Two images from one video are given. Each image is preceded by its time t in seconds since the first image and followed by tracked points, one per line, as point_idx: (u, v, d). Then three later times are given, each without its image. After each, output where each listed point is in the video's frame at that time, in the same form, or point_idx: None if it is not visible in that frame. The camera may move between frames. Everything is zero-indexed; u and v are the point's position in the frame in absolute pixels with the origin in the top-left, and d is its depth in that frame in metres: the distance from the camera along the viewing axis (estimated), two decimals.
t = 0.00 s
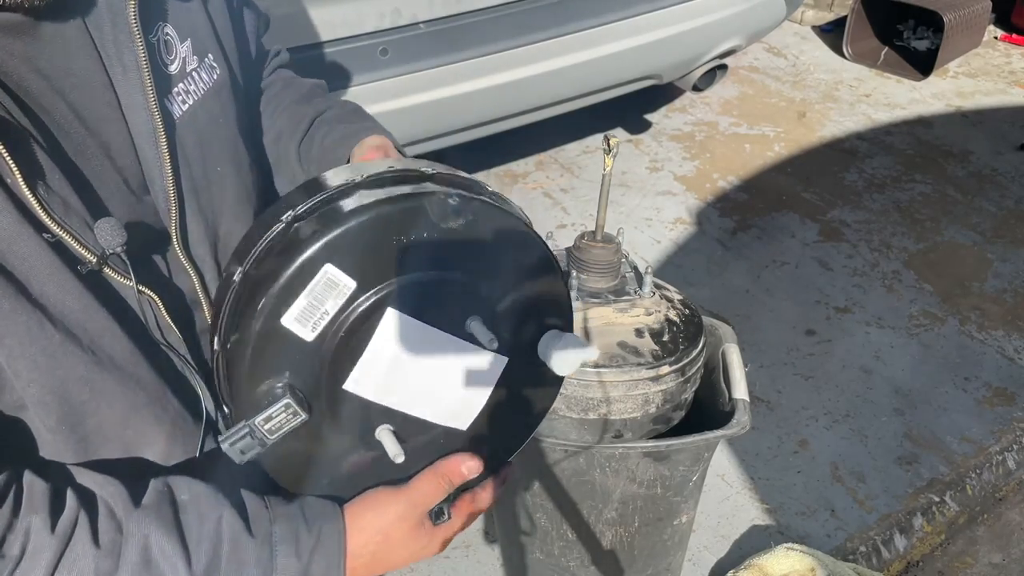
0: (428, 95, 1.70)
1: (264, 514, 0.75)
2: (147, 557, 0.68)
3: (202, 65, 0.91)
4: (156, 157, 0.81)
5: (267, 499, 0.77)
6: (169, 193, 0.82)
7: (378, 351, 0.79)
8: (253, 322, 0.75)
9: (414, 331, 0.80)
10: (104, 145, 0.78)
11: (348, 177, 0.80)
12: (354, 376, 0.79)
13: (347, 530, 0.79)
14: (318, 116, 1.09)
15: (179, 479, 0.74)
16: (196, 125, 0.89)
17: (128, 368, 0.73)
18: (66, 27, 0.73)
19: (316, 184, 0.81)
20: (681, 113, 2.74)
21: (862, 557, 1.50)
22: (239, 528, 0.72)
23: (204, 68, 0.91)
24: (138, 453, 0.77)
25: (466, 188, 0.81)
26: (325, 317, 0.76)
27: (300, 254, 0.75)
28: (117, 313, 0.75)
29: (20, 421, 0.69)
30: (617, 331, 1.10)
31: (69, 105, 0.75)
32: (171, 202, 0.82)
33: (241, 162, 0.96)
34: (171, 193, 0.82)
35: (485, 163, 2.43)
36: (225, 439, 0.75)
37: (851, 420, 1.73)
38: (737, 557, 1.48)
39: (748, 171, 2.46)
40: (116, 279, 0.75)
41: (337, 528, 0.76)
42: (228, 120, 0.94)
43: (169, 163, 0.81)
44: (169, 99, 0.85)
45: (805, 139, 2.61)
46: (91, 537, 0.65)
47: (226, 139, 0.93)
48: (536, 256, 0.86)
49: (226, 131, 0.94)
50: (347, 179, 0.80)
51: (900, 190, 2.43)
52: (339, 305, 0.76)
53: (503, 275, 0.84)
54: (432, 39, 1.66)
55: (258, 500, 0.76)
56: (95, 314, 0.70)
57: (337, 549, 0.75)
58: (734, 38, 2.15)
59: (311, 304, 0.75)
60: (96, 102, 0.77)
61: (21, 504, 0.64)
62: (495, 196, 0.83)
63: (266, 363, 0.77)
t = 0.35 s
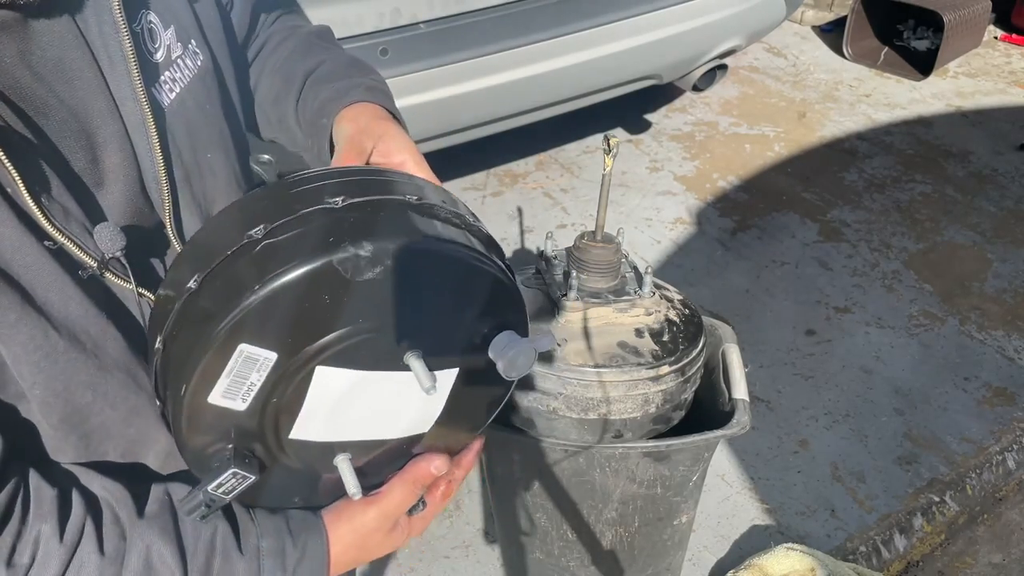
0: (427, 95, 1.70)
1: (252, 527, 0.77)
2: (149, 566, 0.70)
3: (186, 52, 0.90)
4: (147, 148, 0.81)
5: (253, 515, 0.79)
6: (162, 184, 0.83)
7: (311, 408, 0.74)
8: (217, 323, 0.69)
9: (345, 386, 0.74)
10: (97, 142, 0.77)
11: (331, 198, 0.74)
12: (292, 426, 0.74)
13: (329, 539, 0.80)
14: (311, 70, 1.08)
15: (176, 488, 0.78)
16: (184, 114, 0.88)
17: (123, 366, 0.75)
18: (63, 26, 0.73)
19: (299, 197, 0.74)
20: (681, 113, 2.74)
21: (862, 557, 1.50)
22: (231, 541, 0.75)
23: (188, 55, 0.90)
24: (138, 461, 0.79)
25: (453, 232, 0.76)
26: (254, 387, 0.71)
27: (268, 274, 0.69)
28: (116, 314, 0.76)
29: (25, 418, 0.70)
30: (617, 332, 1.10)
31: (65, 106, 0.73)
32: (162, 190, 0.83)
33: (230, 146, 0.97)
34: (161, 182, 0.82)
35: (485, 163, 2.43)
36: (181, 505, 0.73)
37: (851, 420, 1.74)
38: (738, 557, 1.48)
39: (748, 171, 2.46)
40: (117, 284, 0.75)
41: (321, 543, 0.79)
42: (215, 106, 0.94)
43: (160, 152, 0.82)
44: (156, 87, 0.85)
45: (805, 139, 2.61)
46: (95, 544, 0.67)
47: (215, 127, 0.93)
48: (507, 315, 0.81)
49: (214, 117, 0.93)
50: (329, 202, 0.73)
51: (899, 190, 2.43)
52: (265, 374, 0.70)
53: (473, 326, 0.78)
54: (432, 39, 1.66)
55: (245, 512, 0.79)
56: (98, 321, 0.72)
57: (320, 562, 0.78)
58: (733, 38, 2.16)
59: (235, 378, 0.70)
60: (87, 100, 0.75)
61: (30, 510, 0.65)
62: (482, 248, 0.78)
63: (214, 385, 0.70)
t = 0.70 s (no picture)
0: (427, 95, 1.70)
1: (252, 511, 0.75)
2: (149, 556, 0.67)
3: (188, 40, 0.90)
4: (158, 133, 0.83)
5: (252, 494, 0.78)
6: (173, 167, 0.84)
7: (335, 375, 0.74)
8: (231, 307, 0.70)
9: (366, 364, 0.75)
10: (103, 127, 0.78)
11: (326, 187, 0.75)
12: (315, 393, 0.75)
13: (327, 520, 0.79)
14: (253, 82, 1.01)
15: (172, 472, 0.75)
16: (190, 101, 0.88)
17: (124, 353, 0.74)
18: (53, 11, 0.72)
19: (311, 183, 0.76)
20: (681, 113, 2.74)
21: (862, 557, 1.50)
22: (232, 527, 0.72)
23: (190, 43, 0.90)
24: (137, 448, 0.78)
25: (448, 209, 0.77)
26: (284, 348, 0.71)
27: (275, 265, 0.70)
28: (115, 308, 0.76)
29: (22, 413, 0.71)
30: (618, 332, 1.10)
31: (69, 92, 0.75)
32: (175, 174, 0.84)
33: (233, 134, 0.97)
34: (173, 166, 0.84)
35: (485, 163, 2.43)
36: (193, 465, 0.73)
37: (851, 420, 1.74)
38: (738, 557, 1.48)
39: (748, 171, 2.46)
40: (121, 261, 0.77)
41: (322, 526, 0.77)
42: (217, 95, 0.94)
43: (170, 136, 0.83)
44: (164, 75, 0.86)
45: (806, 139, 2.61)
46: (95, 533, 0.65)
47: (219, 115, 0.93)
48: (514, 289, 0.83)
49: (217, 106, 0.93)
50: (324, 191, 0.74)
51: (899, 190, 2.43)
52: (295, 337, 0.71)
53: (479, 309, 0.80)
54: (432, 39, 1.66)
55: (244, 495, 0.77)
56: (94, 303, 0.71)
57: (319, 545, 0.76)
58: (734, 37, 2.16)
59: (266, 337, 0.70)
60: (93, 86, 0.77)
61: (26, 502, 0.63)
62: (488, 229, 0.80)
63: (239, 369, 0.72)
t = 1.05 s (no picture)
0: (427, 95, 1.70)
1: (284, 485, 0.74)
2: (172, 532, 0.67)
3: (171, 34, 0.89)
4: (138, 128, 0.79)
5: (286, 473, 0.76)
6: (156, 161, 0.81)
7: (391, 312, 0.77)
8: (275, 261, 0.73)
9: (424, 302, 0.78)
10: (73, 120, 0.77)
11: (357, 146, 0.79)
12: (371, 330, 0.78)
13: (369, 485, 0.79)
14: (282, 96, 1.01)
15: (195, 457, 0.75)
16: (173, 95, 0.87)
17: (123, 335, 0.74)
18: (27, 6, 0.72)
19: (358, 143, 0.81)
20: (681, 113, 2.74)
21: (861, 557, 1.50)
22: (262, 502, 0.71)
23: (173, 38, 0.89)
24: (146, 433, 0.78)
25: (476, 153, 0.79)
26: (345, 278, 0.75)
27: (307, 218, 0.73)
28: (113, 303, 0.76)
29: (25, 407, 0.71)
30: (617, 331, 1.09)
31: (36, 88, 0.74)
32: (157, 170, 0.81)
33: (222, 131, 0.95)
34: (156, 162, 0.81)
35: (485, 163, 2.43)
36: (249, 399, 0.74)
37: (851, 420, 1.74)
38: (738, 557, 1.48)
39: (748, 171, 2.46)
40: (102, 246, 0.76)
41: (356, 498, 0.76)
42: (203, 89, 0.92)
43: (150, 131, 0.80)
44: (142, 69, 0.84)
45: (806, 139, 2.61)
46: (114, 513, 0.65)
47: (204, 109, 0.91)
48: (550, 232, 0.85)
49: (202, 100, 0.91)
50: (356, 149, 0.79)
51: (899, 190, 2.43)
52: (357, 266, 0.75)
53: (523, 249, 0.83)
54: (432, 39, 1.66)
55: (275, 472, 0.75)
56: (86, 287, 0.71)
57: (357, 520, 0.75)
58: (734, 37, 2.15)
59: (330, 265, 0.74)
60: (60, 79, 0.76)
61: (41, 485, 0.64)
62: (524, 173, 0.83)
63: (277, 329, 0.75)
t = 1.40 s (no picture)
0: (427, 95, 1.70)
1: (261, 490, 0.74)
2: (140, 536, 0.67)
3: (167, 42, 0.88)
4: (127, 140, 0.80)
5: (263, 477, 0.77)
6: (144, 173, 0.81)
7: (379, 301, 0.77)
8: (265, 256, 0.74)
9: (413, 290, 0.78)
10: (62, 129, 0.77)
11: (353, 141, 0.80)
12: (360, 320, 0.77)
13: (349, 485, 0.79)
14: (291, 119, 1.00)
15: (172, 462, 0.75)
16: (166, 104, 0.87)
17: (105, 347, 0.74)
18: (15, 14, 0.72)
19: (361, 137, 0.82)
20: (681, 113, 2.74)
21: (862, 557, 1.50)
22: (240, 511, 0.71)
23: (169, 46, 0.89)
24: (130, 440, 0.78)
25: (470, 148, 0.80)
26: (332, 265, 0.75)
27: (300, 201, 0.74)
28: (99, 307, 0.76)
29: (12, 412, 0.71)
30: (616, 331, 1.09)
31: (24, 97, 0.73)
32: (145, 181, 0.81)
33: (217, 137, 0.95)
34: (145, 173, 0.81)
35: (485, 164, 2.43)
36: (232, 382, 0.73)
37: (851, 420, 1.74)
38: (738, 557, 1.48)
39: (748, 171, 2.46)
40: (87, 258, 0.75)
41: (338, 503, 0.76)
42: (197, 96, 0.92)
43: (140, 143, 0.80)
44: (135, 78, 0.84)
45: (805, 139, 2.61)
46: (81, 517, 0.65)
47: (199, 116, 0.91)
48: (545, 233, 0.85)
49: (197, 108, 0.91)
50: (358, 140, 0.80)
51: (900, 190, 2.43)
52: (345, 254, 0.75)
53: (515, 250, 0.83)
54: (432, 39, 1.65)
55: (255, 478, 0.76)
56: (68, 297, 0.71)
57: (337, 524, 0.75)
58: (733, 38, 2.15)
59: (318, 250, 0.74)
60: (49, 89, 0.76)
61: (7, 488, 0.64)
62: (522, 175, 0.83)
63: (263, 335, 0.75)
